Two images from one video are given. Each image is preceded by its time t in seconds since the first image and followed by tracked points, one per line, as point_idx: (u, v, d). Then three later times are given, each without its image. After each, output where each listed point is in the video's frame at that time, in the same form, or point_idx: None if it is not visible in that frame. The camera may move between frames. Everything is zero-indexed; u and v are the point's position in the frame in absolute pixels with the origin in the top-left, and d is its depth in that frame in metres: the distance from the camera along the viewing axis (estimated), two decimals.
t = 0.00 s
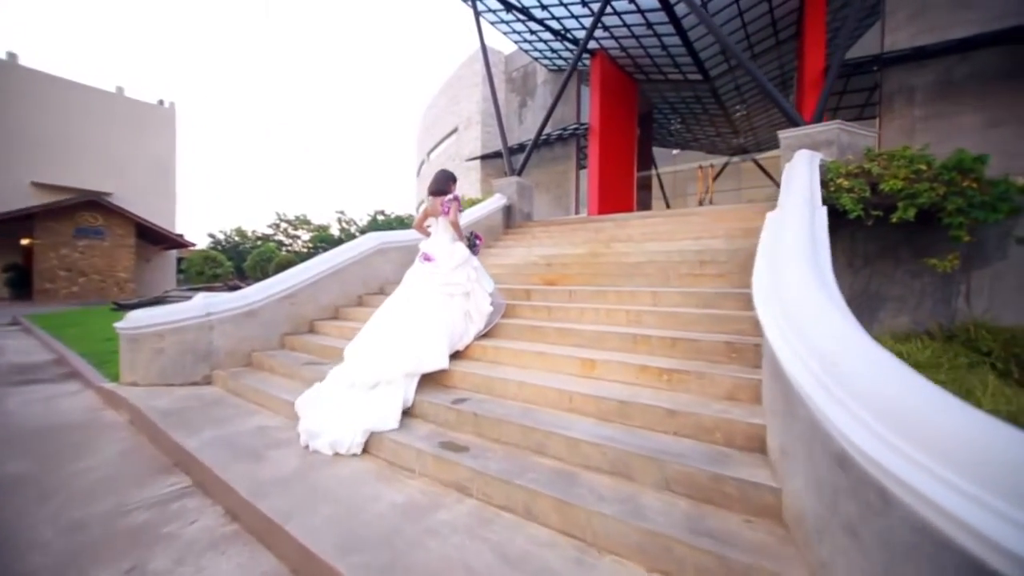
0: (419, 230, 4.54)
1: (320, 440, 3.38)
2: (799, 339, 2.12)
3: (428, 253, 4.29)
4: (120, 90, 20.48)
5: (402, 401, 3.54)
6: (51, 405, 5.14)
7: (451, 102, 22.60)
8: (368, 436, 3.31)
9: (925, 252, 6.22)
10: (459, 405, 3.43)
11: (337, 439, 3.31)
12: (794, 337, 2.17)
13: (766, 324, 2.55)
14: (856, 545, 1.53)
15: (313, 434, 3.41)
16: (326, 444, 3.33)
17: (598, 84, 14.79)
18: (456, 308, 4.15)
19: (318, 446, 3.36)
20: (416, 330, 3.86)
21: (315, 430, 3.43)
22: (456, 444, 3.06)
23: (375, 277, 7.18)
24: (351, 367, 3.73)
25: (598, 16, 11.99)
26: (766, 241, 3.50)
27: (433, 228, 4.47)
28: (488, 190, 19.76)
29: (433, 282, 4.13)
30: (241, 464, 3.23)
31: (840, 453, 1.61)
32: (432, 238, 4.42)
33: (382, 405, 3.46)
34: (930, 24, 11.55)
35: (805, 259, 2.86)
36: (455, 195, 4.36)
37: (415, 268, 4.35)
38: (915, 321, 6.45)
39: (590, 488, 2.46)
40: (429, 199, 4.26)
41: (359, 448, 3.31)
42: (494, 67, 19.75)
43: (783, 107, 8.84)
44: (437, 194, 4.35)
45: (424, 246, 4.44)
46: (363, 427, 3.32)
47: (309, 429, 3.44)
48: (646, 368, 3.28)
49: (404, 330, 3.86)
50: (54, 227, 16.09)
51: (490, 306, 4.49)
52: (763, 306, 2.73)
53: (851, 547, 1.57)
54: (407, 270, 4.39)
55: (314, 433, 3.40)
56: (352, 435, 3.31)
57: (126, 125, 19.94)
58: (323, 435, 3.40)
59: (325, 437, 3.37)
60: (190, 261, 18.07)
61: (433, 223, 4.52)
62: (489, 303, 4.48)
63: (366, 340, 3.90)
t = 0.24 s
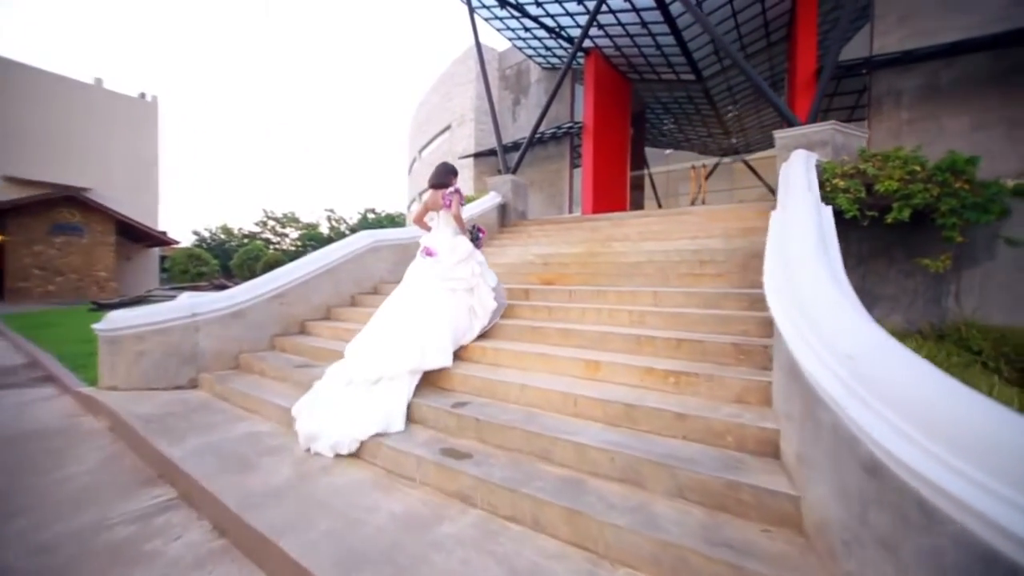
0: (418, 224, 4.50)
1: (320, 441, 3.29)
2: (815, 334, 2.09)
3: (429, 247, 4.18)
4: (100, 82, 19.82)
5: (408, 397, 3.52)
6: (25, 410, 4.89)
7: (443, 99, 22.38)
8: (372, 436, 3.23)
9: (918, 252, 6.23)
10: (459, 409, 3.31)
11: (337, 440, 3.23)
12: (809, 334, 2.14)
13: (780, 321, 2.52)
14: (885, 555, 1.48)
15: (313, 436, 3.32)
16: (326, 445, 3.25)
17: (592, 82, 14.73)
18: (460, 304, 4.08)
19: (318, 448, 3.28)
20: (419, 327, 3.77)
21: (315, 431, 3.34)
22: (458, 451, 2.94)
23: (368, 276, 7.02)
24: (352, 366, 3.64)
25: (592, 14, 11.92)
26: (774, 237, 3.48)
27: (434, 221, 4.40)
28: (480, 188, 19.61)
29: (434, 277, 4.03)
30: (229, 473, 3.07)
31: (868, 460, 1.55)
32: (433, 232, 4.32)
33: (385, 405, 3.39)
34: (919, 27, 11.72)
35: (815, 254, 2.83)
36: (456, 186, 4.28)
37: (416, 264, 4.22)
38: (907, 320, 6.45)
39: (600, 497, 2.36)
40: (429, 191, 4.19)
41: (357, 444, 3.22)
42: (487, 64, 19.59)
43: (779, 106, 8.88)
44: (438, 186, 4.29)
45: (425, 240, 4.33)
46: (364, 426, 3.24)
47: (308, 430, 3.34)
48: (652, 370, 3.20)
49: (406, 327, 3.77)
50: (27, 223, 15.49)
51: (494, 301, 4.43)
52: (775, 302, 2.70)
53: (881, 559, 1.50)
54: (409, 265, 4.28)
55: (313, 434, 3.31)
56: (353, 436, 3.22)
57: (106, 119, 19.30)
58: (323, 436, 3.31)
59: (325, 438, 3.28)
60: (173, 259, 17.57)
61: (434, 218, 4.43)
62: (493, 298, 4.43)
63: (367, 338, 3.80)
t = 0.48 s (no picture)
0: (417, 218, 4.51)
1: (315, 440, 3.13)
2: (832, 330, 2.03)
3: (430, 243, 4.15)
4: (78, 75, 19.19)
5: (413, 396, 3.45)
6: None
7: (434, 97, 22.17)
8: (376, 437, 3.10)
9: (913, 252, 6.26)
10: (460, 414, 3.19)
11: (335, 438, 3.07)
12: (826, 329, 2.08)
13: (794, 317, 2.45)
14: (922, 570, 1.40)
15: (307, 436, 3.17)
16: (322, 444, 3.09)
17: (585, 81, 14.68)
18: (464, 302, 4.11)
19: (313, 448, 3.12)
20: (422, 324, 3.75)
21: (309, 430, 3.18)
22: (460, 459, 2.82)
23: (360, 276, 6.85)
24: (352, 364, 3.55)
25: (587, 13, 11.86)
26: (781, 233, 3.42)
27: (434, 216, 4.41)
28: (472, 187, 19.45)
29: (437, 273, 4.05)
30: (218, 485, 2.91)
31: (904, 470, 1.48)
32: (434, 226, 4.38)
33: (386, 403, 3.28)
34: (906, 31, 11.92)
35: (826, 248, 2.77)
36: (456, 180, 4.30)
37: (416, 260, 4.20)
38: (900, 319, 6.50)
39: (612, 507, 2.27)
40: (429, 185, 4.23)
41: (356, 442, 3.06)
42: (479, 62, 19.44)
43: (774, 106, 8.93)
44: (438, 180, 4.32)
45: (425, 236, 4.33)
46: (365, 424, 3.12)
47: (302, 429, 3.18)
48: (660, 373, 3.12)
49: (409, 324, 3.74)
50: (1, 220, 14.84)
51: (498, 297, 4.44)
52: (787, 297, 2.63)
53: None
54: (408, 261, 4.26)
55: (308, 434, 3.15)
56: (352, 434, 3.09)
57: (85, 113, 18.68)
58: (317, 435, 3.15)
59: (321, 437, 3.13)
60: (157, 258, 17.09)
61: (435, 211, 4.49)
62: (497, 294, 4.44)
63: (368, 337, 3.75)
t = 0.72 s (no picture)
0: (416, 214, 4.41)
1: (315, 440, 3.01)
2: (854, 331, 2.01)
3: (431, 239, 4.05)
4: (61, 71, 18.68)
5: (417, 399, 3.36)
6: None
7: (426, 95, 21.98)
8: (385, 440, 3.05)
9: (912, 252, 6.27)
10: (462, 420, 3.07)
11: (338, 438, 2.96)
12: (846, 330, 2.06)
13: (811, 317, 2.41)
14: None
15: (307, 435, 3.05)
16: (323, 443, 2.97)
17: (579, 81, 14.64)
18: (469, 300, 4.03)
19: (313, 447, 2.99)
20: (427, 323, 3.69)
21: (309, 427, 3.06)
22: (464, 468, 2.71)
23: (354, 277, 6.70)
24: (354, 364, 3.47)
25: (582, 12, 11.78)
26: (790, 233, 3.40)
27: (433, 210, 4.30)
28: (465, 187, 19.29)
29: (439, 270, 3.96)
30: (208, 497, 2.76)
31: (948, 482, 1.40)
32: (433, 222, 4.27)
33: (392, 404, 3.21)
34: (896, 33, 12.13)
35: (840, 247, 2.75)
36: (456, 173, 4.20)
37: (417, 256, 4.10)
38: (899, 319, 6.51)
39: (626, 519, 2.16)
40: (429, 178, 4.12)
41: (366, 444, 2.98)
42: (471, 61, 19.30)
43: (771, 105, 8.92)
44: (438, 174, 4.22)
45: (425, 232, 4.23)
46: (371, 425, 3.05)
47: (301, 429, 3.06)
48: (668, 377, 3.03)
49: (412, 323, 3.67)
50: None
51: (503, 293, 4.40)
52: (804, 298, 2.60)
53: None
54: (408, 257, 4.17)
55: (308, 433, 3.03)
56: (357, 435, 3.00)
57: (68, 110, 18.19)
58: (318, 434, 3.02)
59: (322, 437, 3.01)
60: (143, 258, 16.69)
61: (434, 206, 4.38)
62: (502, 290, 4.39)
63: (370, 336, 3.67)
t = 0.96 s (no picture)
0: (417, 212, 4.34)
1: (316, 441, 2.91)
2: (872, 327, 1.99)
3: (432, 237, 4.00)
4: (39, 67, 18.09)
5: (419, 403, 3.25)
6: None
7: (418, 95, 21.78)
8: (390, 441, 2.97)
9: (908, 252, 6.28)
10: (464, 427, 2.95)
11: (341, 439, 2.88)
12: (864, 326, 2.04)
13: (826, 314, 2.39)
14: None
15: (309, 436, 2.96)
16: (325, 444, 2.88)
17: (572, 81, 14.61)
18: (473, 297, 3.95)
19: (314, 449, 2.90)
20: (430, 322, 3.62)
21: (312, 427, 2.95)
22: (467, 477, 2.59)
23: (347, 278, 6.54)
24: (357, 364, 3.39)
25: (576, 12, 11.73)
26: (798, 230, 3.39)
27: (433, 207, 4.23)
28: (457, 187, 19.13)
29: (441, 267, 3.89)
30: (195, 512, 2.60)
31: (985, 488, 1.34)
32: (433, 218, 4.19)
33: (397, 404, 3.13)
34: (886, 36, 12.40)
35: (850, 244, 2.73)
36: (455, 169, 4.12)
37: (417, 254, 4.03)
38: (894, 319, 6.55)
39: (641, 531, 2.06)
40: (429, 175, 4.04)
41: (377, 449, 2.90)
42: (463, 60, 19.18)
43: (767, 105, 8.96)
44: (437, 170, 4.14)
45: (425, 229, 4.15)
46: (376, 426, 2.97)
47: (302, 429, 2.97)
48: (677, 380, 2.94)
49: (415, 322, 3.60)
50: None
51: (509, 290, 4.31)
52: (817, 295, 2.58)
53: None
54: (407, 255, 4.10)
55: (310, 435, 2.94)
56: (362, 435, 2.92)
57: (47, 107, 17.63)
58: (319, 435, 2.93)
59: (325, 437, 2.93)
60: (126, 260, 16.23)
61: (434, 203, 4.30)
62: (507, 287, 4.31)
63: (372, 336, 3.60)
